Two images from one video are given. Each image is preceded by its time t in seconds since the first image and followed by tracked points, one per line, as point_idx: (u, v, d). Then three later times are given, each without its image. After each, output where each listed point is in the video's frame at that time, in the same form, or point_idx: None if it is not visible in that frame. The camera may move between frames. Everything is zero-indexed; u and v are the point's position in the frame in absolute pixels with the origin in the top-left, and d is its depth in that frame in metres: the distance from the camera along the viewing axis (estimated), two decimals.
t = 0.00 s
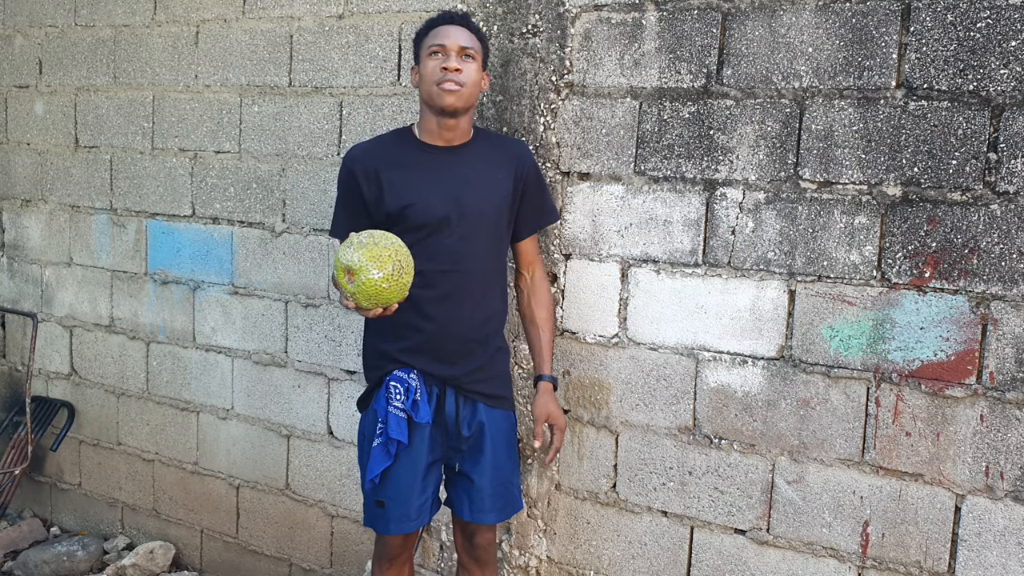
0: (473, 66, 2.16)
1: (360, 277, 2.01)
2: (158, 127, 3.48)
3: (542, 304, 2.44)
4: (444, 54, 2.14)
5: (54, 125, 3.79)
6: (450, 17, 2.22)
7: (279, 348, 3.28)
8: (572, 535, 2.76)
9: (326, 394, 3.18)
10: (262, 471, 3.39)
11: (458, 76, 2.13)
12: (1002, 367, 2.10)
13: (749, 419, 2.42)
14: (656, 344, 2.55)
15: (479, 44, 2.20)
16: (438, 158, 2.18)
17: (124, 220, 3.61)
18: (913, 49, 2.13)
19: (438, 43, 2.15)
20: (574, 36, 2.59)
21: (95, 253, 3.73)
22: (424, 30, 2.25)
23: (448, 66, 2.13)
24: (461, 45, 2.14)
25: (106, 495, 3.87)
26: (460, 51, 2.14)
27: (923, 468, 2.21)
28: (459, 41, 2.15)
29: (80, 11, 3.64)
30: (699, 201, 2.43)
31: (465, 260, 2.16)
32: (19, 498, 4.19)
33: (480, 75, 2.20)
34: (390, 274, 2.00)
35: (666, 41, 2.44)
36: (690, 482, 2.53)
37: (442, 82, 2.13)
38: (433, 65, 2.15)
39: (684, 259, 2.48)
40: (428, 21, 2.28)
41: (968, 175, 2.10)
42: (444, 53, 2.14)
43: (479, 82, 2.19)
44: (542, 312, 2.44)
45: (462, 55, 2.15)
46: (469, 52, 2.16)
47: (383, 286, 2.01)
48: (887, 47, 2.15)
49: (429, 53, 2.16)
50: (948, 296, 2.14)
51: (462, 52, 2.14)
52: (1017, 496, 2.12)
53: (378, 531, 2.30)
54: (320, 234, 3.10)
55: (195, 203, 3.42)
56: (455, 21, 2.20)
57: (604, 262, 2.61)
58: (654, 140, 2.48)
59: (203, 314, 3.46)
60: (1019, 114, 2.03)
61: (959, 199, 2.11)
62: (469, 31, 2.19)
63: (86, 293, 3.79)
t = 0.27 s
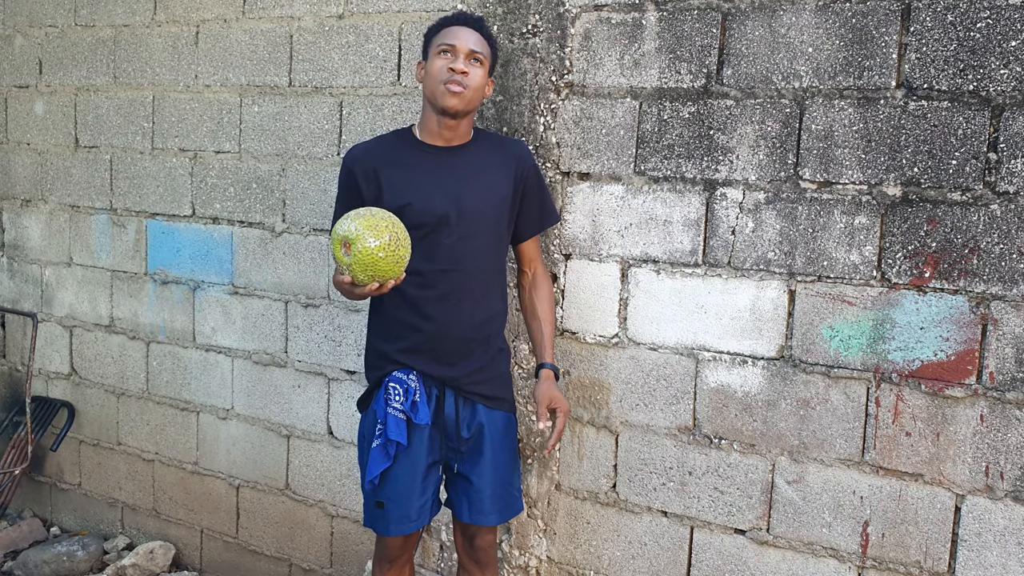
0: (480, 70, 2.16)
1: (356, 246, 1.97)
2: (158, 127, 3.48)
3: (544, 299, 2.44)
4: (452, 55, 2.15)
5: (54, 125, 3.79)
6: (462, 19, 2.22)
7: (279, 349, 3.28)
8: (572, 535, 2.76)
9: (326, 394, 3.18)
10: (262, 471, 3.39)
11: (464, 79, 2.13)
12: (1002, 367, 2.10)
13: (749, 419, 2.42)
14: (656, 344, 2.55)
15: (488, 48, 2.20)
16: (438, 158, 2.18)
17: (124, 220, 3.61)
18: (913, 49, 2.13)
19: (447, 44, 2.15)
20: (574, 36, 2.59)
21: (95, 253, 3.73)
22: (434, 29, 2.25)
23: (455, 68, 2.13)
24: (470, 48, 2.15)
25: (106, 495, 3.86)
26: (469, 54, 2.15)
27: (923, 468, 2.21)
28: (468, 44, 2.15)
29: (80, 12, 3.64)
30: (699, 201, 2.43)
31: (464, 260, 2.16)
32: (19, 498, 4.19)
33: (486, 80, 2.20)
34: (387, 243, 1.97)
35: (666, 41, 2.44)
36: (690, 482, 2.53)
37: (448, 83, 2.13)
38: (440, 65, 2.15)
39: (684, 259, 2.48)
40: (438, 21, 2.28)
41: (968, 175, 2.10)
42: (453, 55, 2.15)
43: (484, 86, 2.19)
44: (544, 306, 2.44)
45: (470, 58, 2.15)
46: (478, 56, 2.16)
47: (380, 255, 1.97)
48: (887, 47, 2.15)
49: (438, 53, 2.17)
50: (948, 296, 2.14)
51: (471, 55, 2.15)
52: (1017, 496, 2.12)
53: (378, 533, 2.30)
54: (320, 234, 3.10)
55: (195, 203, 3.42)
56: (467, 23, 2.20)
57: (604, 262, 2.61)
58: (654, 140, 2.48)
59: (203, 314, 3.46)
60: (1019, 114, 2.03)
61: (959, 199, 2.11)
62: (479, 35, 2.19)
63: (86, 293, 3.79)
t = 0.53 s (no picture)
0: (485, 75, 2.15)
1: (381, 274, 1.95)
2: (158, 127, 3.48)
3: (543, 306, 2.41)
4: (459, 58, 2.13)
5: (54, 125, 3.79)
6: (467, 20, 2.20)
7: (279, 349, 3.28)
8: (572, 535, 2.76)
9: (326, 394, 3.18)
10: (262, 471, 3.39)
11: (471, 83, 2.12)
12: (1002, 367, 2.10)
13: (749, 419, 2.42)
14: (656, 344, 2.55)
15: (493, 52, 2.19)
16: (439, 159, 2.17)
17: (124, 220, 3.61)
18: (913, 49, 2.13)
19: (454, 47, 2.13)
20: (574, 36, 2.59)
21: (95, 253, 3.73)
22: (439, 29, 2.23)
23: (462, 73, 2.12)
24: (476, 52, 2.13)
25: (106, 495, 3.86)
26: (475, 58, 2.13)
27: (923, 468, 2.21)
28: (474, 47, 2.14)
29: (80, 11, 3.64)
30: (699, 201, 2.43)
31: (463, 261, 2.16)
32: (19, 498, 4.19)
33: (490, 84, 2.19)
34: (412, 278, 1.97)
35: (666, 41, 2.44)
36: (690, 482, 2.53)
37: (455, 87, 2.12)
38: (446, 67, 2.14)
39: (684, 259, 2.48)
40: (442, 20, 2.25)
41: (968, 175, 2.10)
42: (459, 58, 2.13)
43: (489, 90, 2.18)
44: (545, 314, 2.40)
45: (476, 62, 2.14)
46: (483, 60, 2.15)
47: (402, 288, 1.96)
48: (887, 47, 2.15)
49: (444, 55, 2.15)
50: (948, 296, 2.14)
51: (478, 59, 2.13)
52: (1017, 496, 2.12)
53: (378, 534, 2.30)
54: (320, 234, 3.10)
55: (196, 203, 3.42)
56: (473, 25, 2.18)
57: (604, 262, 2.61)
58: (654, 140, 2.48)
59: (203, 314, 3.46)
60: (1019, 114, 2.03)
61: (959, 199, 2.11)
62: (486, 38, 2.18)
63: (86, 293, 3.79)
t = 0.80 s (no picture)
0: (477, 75, 2.17)
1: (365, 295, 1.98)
2: (158, 127, 3.48)
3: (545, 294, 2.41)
4: (450, 58, 2.14)
5: (54, 125, 3.79)
6: (456, 19, 2.21)
7: (279, 349, 3.28)
8: (572, 535, 2.76)
9: (326, 394, 3.18)
10: (262, 471, 3.39)
11: (463, 83, 2.14)
12: (1002, 367, 2.10)
13: (749, 419, 2.42)
14: (656, 344, 2.55)
15: (484, 50, 2.20)
16: (436, 158, 2.17)
17: (124, 220, 3.61)
18: (913, 49, 2.13)
19: (445, 48, 2.15)
20: (574, 36, 2.59)
21: (95, 253, 3.73)
22: (428, 30, 2.24)
23: (454, 73, 2.13)
24: (467, 51, 2.15)
25: (106, 495, 3.86)
26: (466, 57, 2.15)
27: (923, 468, 2.21)
28: (464, 46, 2.15)
29: (80, 11, 3.64)
30: (699, 201, 2.43)
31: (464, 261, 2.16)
32: (19, 498, 4.19)
33: (482, 82, 2.21)
34: (395, 285, 1.98)
35: (666, 41, 2.44)
36: (690, 482, 2.53)
37: (447, 88, 2.13)
38: (438, 68, 2.15)
39: (684, 259, 2.48)
40: (432, 20, 2.26)
41: (968, 175, 2.10)
42: (450, 59, 2.14)
43: (481, 88, 2.20)
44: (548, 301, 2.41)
45: (468, 62, 2.15)
46: (475, 59, 2.17)
47: (391, 297, 1.99)
48: (887, 47, 2.15)
49: (434, 56, 2.16)
50: (948, 296, 2.14)
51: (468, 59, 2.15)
52: (1017, 496, 2.12)
53: (378, 534, 2.30)
54: (320, 235, 3.10)
55: (195, 204, 3.42)
56: (462, 24, 2.19)
57: (604, 262, 2.61)
58: (654, 140, 2.48)
59: (203, 314, 3.46)
60: (1019, 114, 2.03)
61: (959, 199, 2.11)
62: (476, 37, 2.19)
63: (86, 293, 3.79)
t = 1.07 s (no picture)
0: (458, 73, 2.13)
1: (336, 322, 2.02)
2: (158, 127, 3.48)
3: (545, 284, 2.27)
4: (429, 62, 2.11)
5: (54, 125, 3.79)
6: (435, 18, 2.17)
7: (279, 349, 3.28)
8: (572, 535, 2.76)
9: (326, 394, 3.18)
10: (262, 471, 3.39)
11: (444, 85, 2.11)
12: (1002, 367, 2.10)
13: (749, 419, 2.42)
14: (656, 344, 2.55)
15: (465, 47, 2.16)
16: (428, 160, 2.19)
17: (124, 220, 3.61)
18: (913, 49, 2.13)
19: (423, 51, 2.12)
20: (574, 36, 2.59)
21: (95, 253, 3.73)
22: (408, 33, 2.21)
23: (433, 76, 2.11)
24: (446, 52, 2.11)
25: (106, 495, 3.87)
26: (445, 59, 2.11)
27: (923, 468, 2.21)
28: (444, 47, 2.11)
29: (80, 11, 3.64)
30: (699, 201, 2.43)
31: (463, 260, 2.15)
32: (19, 498, 4.19)
33: (467, 80, 2.18)
34: (362, 311, 2.00)
35: (666, 41, 2.44)
36: (689, 482, 2.53)
37: (429, 92, 2.11)
38: (418, 74, 2.13)
39: (684, 259, 2.48)
40: (413, 21, 2.23)
41: (967, 175, 2.10)
42: (429, 61, 2.11)
43: (465, 87, 2.17)
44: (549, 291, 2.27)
45: (448, 63, 2.12)
46: (455, 58, 2.13)
47: (361, 323, 2.01)
48: (887, 47, 2.15)
49: (415, 61, 2.13)
50: (948, 296, 2.14)
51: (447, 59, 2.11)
52: (1017, 496, 2.12)
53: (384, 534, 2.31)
54: (320, 235, 3.10)
55: (195, 204, 3.42)
56: (440, 24, 2.15)
57: (604, 262, 2.61)
58: (654, 140, 2.48)
59: (203, 314, 3.46)
60: (1019, 114, 2.03)
61: (959, 199, 2.11)
62: (454, 35, 2.14)
63: (86, 293, 3.79)
